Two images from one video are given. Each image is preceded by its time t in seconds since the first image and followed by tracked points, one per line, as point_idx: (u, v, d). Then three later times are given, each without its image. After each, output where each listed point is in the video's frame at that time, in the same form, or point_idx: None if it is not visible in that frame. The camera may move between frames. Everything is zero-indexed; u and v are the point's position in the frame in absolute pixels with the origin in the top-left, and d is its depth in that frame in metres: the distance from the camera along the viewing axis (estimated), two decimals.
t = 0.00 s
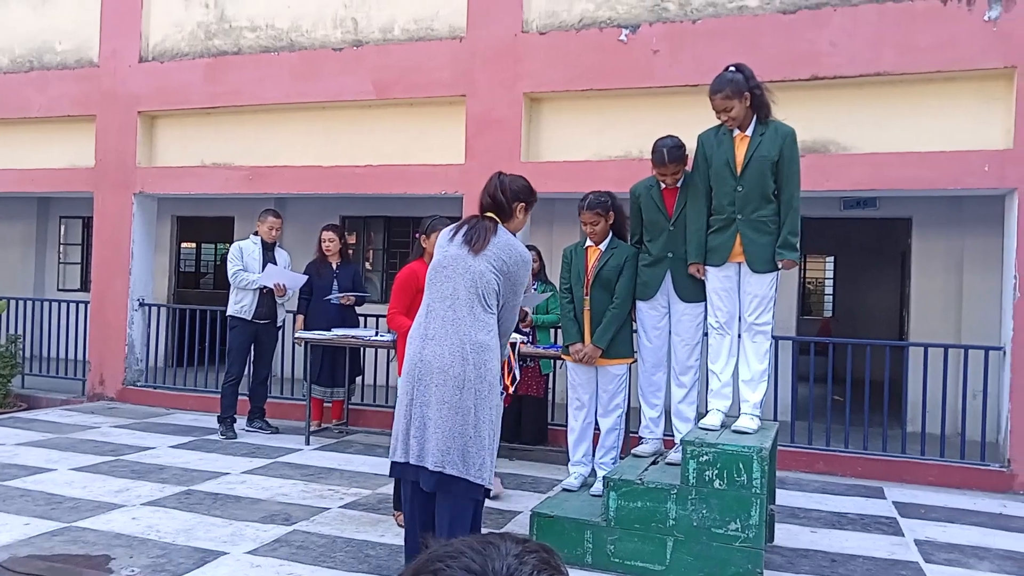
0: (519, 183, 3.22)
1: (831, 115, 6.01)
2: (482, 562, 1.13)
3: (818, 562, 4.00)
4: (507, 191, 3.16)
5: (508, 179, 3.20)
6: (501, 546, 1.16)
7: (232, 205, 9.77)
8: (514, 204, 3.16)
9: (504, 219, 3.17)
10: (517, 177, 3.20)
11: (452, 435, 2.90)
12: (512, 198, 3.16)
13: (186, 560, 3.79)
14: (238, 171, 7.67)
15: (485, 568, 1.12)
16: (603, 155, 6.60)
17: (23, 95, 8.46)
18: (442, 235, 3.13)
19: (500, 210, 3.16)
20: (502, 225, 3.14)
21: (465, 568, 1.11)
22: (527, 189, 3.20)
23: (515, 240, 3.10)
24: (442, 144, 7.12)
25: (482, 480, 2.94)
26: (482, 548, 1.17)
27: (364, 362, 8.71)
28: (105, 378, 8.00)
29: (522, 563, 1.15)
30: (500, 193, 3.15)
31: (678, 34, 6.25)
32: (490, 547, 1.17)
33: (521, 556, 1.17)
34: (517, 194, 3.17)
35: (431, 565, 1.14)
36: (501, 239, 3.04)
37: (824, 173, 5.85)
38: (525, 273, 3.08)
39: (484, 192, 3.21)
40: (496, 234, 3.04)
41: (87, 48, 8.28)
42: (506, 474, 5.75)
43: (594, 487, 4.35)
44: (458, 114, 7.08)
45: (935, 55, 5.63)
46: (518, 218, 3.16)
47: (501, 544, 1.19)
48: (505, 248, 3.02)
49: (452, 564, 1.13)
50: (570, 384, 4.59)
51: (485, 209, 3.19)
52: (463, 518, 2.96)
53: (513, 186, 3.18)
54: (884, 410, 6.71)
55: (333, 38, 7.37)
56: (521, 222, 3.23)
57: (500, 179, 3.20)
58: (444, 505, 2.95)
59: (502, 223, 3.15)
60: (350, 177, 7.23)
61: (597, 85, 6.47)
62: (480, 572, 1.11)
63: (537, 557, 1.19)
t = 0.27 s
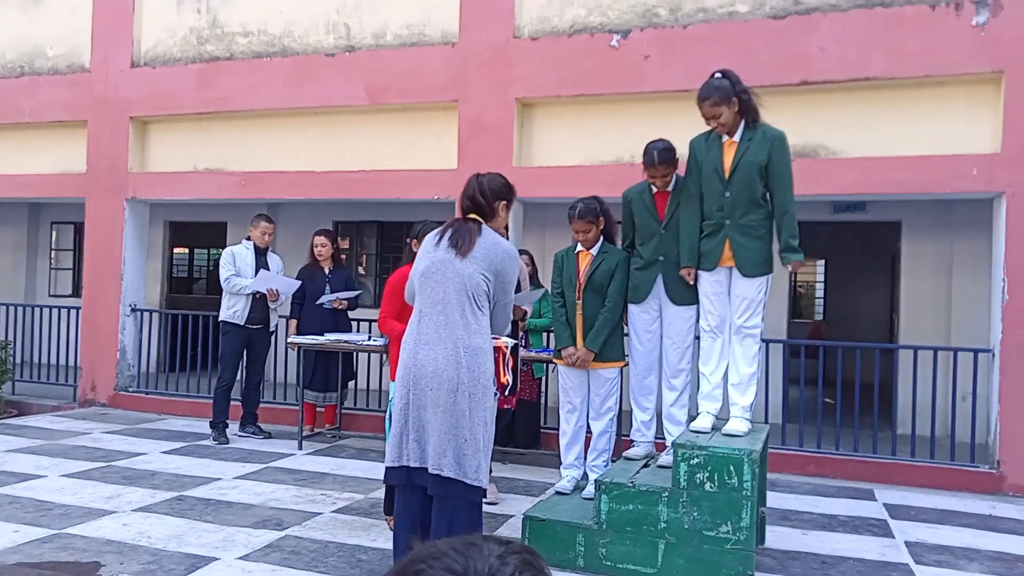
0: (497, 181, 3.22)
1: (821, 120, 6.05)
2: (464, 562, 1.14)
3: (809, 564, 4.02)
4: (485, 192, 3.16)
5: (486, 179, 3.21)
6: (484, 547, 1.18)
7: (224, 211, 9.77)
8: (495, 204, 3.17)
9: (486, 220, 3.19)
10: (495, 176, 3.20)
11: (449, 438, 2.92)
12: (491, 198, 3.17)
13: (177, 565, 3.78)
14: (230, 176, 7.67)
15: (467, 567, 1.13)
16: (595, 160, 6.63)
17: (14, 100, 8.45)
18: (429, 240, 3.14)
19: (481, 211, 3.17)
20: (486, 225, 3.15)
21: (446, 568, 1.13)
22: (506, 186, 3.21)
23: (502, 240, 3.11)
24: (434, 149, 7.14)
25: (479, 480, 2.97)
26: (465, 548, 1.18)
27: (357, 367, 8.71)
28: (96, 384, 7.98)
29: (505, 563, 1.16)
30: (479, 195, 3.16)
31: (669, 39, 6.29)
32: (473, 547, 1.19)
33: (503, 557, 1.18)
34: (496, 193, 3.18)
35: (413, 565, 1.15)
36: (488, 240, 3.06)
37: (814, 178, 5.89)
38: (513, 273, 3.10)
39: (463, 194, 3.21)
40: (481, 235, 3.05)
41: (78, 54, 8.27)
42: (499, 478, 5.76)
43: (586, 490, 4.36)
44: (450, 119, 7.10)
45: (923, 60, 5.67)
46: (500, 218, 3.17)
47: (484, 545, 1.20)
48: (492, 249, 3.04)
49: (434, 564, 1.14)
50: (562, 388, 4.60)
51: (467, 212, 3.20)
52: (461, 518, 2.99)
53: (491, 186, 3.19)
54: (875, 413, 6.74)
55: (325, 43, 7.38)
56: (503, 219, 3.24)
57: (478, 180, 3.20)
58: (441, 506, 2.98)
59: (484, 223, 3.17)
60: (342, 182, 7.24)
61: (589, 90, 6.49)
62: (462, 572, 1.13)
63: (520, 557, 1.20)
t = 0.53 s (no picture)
0: (475, 175, 3.17)
1: (815, 122, 6.06)
2: (448, 567, 1.15)
3: (804, 567, 4.01)
4: (466, 187, 3.11)
5: (464, 174, 3.15)
6: (467, 552, 1.18)
7: (217, 213, 9.73)
8: (476, 199, 3.12)
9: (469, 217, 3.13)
10: (474, 170, 3.15)
11: (450, 441, 2.90)
12: (473, 193, 3.11)
13: (169, 571, 3.76)
14: (223, 178, 7.65)
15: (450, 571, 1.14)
16: (589, 162, 6.63)
17: (5, 102, 8.41)
18: (416, 243, 3.12)
19: (464, 208, 3.11)
20: (469, 222, 3.10)
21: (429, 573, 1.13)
22: (485, 180, 3.15)
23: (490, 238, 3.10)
24: (428, 152, 7.13)
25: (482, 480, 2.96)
26: (448, 553, 1.19)
27: (351, 369, 8.69)
28: (88, 388, 7.94)
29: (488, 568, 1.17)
30: (460, 191, 3.10)
31: (662, 41, 6.29)
32: (457, 552, 1.19)
33: (488, 562, 1.19)
34: (477, 188, 3.12)
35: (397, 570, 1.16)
36: (477, 239, 3.04)
37: (808, 180, 5.89)
38: (504, 270, 3.08)
39: (443, 191, 3.14)
40: (468, 234, 3.03)
41: (70, 56, 8.24)
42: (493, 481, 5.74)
43: (580, 493, 4.35)
44: (444, 121, 7.08)
45: (916, 62, 5.68)
46: (483, 213, 3.12)
47: (468, 550, 1.21)
48: (481, 248, 3.02)
49: (418, 569, 1.14)
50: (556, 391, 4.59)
51: (448, 209, 3.14)
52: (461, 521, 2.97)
53: (472, 180, 3.13)
54: (869, 415, 6.75)
55: (319, 45, 7.36)
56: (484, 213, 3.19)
57: (458, 176, 3.14)
58: (440, 509, 2.96)
59: (467, 220, 3.11)
60: (336, 184, 7.22)
61: (582, 92, 6.49)
62: None
63: (504, 562, 1.21)
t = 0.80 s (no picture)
0: (460, 175, 3.16)
1: (806, 125, 6.08)
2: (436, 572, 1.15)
3: (796, 569, 4.02)
4: (452, 188, 3.10)
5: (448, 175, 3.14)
6: (456, 557, 1.19)
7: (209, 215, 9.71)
8: (462, 199, 3.11)
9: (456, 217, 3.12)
10: (458, 170, 3.14)
11: (450, 443, 2.91)
12: (460, 193, 3.10)
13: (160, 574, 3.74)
14: (215, 181, 7.63)
15: None
16: (582, 165, 6.64)
17: None
18: (406, 247, 3.11)
19: (451, 209, 3.10)
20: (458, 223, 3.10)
21: None
22: (470, 179, 3.15)
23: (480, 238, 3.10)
24: (420, 155, 7.13)
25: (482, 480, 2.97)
26: (437, 559, 1.19)
27: (344, 372, 8.68)
28: (79, 391, 7.90)
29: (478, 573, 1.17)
30: (447, 192, 3.10)
31: (655, 45, 6.30)
32: (446, 558, 1.20)
33: (477, 567, 1.19)
34: (462, 189, 3.12)
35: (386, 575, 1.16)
36: (467, 240, 3.04)
37: (799, 183, 5.92)
38: (496, 270, 3.08)
39: (431, 191, 3.13)
40: (459, 236, 3.03)
41: (61, 57, 8.21)
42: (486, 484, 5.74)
43: (572, 496, 4.35)
44: (437, 123, 7.08)
45: (907, 67, 5.71)
46: (469, 212, 3.12)
47: (457, 555, 1.21)
48: (472, 250, 3.02)
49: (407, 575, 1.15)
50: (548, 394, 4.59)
51: (435, 211, 3.12)
52: (460, 523, 2.97)
53: (457, 180, 3.13)
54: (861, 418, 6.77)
55: (311, 47, 7.36)
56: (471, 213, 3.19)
57: (443, 176, 3.13)
58: (437, 509, 2.96)
59: (455, 220, 3.11)
60: (328, 187, 7.21)
61: (575, 96, 6.50)
62: None
63: (494, 567, 1.21)
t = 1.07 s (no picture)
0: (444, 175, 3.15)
1: (803, 127, 6.10)
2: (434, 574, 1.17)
3: (793, 570, 4.03)
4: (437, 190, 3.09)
5: (432, 178, 3.13)
6: (454, 559, 1.20)
7: (207, 217, 9.71)
8: (450, 198, 3.10)
9: (449, 217, 3.12)
10: (441, 171, 3.13)
11: (450, 443, 2.92)
12: (446, 192, 3.09)
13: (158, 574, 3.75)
14: (213, 181, 7.63)
15: None
16: (579, 167, 6.65)
17: None
18: (403, 248, 3.11)
19: (442, 208, 3.09)
20: (451, 223, 3.09)
21: None
22: (455, 177, 3.14)
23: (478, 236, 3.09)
24: (418, 156, 7.14)
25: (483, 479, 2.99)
26: (435, 560, 1.21)
27: (342, 373, 8.68)
28: (76, 392, 7.90)
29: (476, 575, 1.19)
30: (434, 195, 3.09)
31: (652, 47, 6.32)
32: (444, 559, 1.21)
33: (475, 569, 1.21)
34: (447, 188, 3.10)
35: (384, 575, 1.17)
36: (464, 240, 3.03)
37: (796, 185, 5.93)
38: (495, 268, 3.07)
39: (415, 197, 3.13)
40: (456, 237, 3.03)
41: (59, 58, 8.21)
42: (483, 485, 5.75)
43: (569, 497, 4.37)
44: (435, 125, 7.09)
45: (903, 69, 5.73)
46: (460, 209, 3.11)
47: (455, 557, 1.23)
48: (469, 250, 3.01)
49: None
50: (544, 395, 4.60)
51: (427, 215, 3.12)
52: (460, 524, 2.98)
53: (442, 182, 3.11)
54: (858, 419, 6.79)
55: (309, 49, 7.37)
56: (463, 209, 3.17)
57: (427, 180, 3.12)
58: (437, 510, 2.97)
59: (448, 221, 3.10)
60: (326, 188, 7.22)
61: (573, 97, 6.51)
62: None
63: (491, 570, 1.23)
